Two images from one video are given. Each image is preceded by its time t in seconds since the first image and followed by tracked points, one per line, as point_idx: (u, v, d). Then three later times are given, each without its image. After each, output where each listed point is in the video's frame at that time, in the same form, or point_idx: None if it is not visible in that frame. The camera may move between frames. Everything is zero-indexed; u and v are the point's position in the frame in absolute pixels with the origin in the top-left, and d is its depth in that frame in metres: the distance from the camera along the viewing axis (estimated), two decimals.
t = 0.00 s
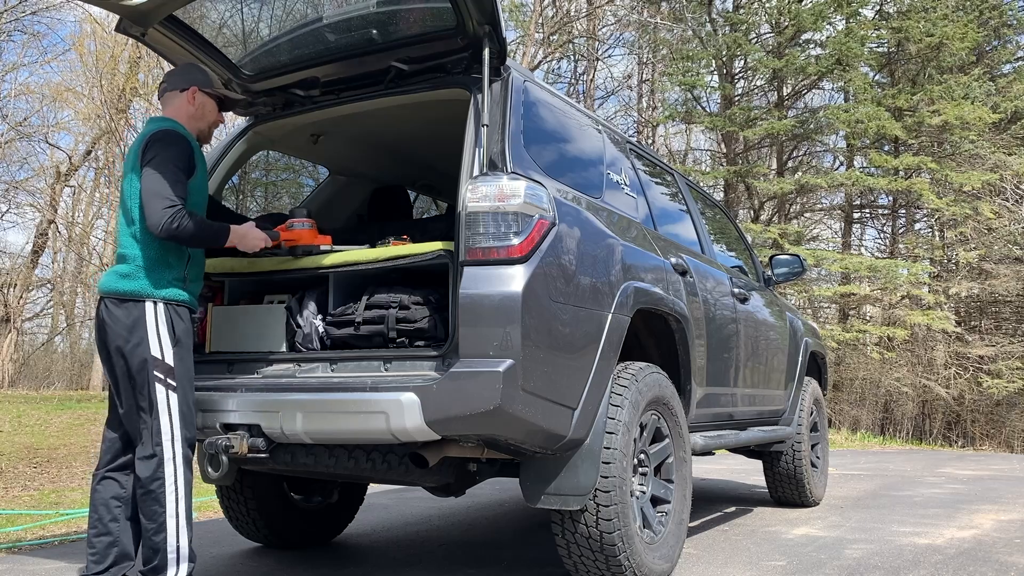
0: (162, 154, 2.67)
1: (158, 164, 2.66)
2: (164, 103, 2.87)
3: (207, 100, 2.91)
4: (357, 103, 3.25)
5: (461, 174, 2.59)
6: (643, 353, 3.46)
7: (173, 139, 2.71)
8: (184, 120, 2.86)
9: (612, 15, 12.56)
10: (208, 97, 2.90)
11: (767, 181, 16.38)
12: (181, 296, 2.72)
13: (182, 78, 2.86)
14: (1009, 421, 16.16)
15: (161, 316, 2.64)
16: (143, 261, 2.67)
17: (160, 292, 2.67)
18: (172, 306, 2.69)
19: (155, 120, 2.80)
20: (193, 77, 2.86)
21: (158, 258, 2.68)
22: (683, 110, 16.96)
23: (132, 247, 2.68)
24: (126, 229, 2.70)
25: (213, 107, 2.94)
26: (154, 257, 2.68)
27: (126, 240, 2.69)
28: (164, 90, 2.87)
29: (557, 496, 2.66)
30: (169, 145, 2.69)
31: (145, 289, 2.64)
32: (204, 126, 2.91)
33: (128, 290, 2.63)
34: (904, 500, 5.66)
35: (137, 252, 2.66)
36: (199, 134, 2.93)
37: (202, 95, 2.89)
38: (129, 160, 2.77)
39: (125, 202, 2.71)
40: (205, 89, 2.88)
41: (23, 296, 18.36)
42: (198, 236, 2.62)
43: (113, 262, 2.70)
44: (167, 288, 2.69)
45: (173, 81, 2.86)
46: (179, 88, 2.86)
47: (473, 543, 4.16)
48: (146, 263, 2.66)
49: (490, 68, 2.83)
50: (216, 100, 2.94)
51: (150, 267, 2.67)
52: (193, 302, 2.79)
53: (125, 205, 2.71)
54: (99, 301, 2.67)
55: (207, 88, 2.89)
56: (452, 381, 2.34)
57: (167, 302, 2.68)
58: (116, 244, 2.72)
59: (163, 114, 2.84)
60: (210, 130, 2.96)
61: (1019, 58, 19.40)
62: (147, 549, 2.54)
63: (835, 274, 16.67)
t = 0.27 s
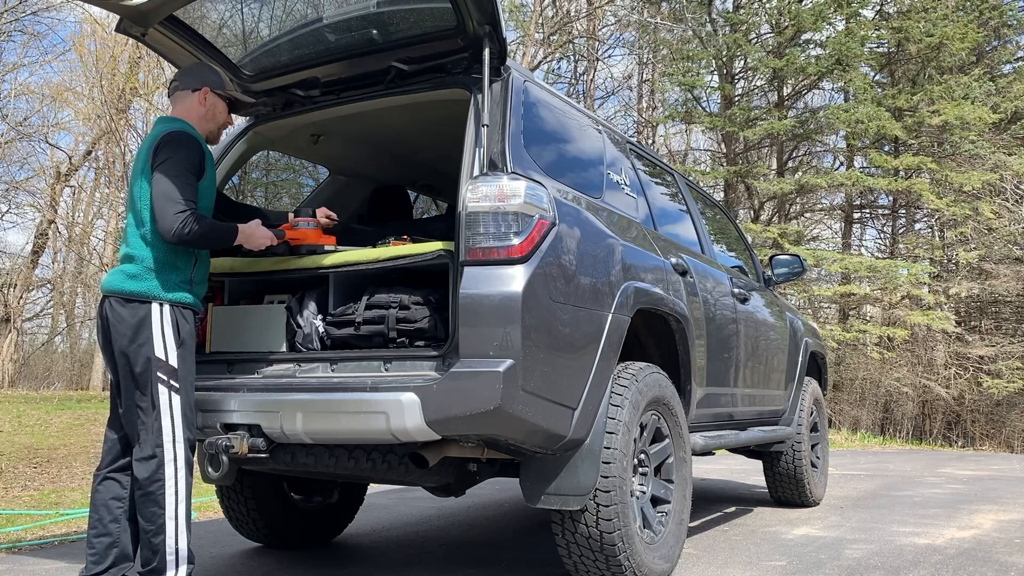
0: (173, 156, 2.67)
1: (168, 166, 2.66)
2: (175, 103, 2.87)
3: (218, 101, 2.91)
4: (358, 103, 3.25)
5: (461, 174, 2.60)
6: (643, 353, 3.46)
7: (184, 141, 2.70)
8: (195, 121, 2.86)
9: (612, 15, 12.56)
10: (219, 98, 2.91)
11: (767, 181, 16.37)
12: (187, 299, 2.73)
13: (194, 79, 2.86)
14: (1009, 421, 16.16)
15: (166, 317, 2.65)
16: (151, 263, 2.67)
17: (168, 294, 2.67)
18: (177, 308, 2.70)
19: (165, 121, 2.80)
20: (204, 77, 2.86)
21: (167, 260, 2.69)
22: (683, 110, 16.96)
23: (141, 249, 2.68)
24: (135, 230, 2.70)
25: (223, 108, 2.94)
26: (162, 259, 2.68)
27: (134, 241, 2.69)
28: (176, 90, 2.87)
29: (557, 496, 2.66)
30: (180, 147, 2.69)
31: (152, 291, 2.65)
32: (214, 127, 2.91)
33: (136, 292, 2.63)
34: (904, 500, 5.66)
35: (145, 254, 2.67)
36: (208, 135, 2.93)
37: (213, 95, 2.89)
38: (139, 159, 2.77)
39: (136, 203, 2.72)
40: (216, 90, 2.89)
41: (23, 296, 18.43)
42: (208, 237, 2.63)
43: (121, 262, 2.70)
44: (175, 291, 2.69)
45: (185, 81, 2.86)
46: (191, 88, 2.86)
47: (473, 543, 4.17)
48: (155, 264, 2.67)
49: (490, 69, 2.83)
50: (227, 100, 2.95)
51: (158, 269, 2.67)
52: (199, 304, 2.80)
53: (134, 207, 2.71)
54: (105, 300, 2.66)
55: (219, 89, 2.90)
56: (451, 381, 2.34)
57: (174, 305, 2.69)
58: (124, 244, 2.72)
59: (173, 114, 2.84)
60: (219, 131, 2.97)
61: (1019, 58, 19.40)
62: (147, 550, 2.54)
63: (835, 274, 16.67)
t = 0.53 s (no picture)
0: (188, 160, 2.69)
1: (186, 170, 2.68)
2: (174, 102, 2.88)
3: (217, 99, 2.91)
4: (358, 103, 3.26)
5: (461, 174, 2.60)
6: (643, 353, 3.46)
7: (197, 145, 2.73)
8: (195, 120, 2.87)
9: (612, 14, 12.55)
10: (217, 97, 2.91)
11: (767, 181, 16.37)
12: (196, 299, 2.75)
13: (192, 77, 2.86)
14: (1008, 421, 16.16)
15: (175, 317, 2.65)
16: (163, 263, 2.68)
17: (179, 295, 2.69)
18: (186, 307, 2.71)
19: (171, 123, 2.81)
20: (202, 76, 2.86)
21: (178, 261, 2.71)
22: (683, 110, 16.95)
23: (151, 250, 2.68)
24: (145, 231, 2.70)
25: (222, 107, 2.94)
26: (174, 260, 2.70)
27: (143, 242, 2.69)
28: (174, 88, 2.87)
29: (557, 496, 2.66)
30: (195, 151, 2.71)
31: (163, 291, 2.66)
32: (213, 125, 2.92)
33: (147, 292, 2.63)
34: (904, 500, 5.66)
35: (158, 255, 2.68)
36: (207, 134, 2.94)
37: (212, 94, 2.89)
38: (142, 158, 2.75)
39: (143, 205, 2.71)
40: (215, 88, 2.89)
41: (23, 297, 18.47)
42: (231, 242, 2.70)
43: (128, 263, 2.69)
44: (185, 290, 2.70)
45: (183, 80, 2.86)
46: (190, 86, 2.86)
47: (474, 543, 4.17)
48: (165, 264, 2.68)
49: (490, 69, 2.83)
50: (225, 97, 2.95)
51: (170, 269, 2.68)
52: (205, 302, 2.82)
53: (143, 207, 2.70)
54: (111, 298, 2.65)
55: (217, 87, 2.90)
56: (452, 380, 2.34)
57: (183, 304, 2.70)
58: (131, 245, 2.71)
59: (176, 115, 2.84)
60: (217, 130, 2.97)
61: (1019, 58, 19.40)
62: (149, 550, 2.54)
63: (835, 274, 16.67)
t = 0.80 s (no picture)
0: (208, 164, 2.74)
1: (207, 175, 2.73)
2: (179, 104, 2.89)
3: (221, 101, 2.93)
4: (358, 103, 3.26)
5: (461, 174, 2.60)
6: (643, 353, 3.46)
7: (214, 150, 2.77)
8: (201, 122, 2.88)
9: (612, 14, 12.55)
10: (222, 98, 2.92)
11: (767, 181, 16.37)
12: (206, 299, 2.77)
13: (196, 80, 2.88)
14: (1009, 421, 16.16)
15: (186, 316, 2.66)
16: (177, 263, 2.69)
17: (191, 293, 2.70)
18: (196, 306, 2.72)
19: (181, 125, 2.82)
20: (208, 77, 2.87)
21: (192, 261, 2.72)
22: (683, 110, 16.95)
23: (165, 250, 2.69)
24: (159, 231, 2.70)
25: (226, 108, 2.96)
26: (187, 259, 2.72)
27: (158, 243, 2.69)
28: (179, 90, 2.89)
29: (557, 496, 2.66)
30: (214, 156, 2.76)
31: (177, 290, 2.67)
32: (218, 126, 2.95)
33: (161, 290, 2.64)
34: (904, 500, 5.66)
35: (173, 255, 2.69)
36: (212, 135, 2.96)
37: (216, 95, 2.91)
38: (152, 159, 2.75)
39: (158, 205, 2.70)
40: (219, 90, 2.90)
41: (23, 297, 18.48)
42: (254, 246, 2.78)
43: (141, 262, 2.68)
44: (196, 290, 2.72)
45: (187, 82, 2.87)
46: (194, 89, 2.88)
47: (474, 543, 4.17)
48: (177, 264, 2.69)
49: (490, 69, 2.83)
50: (230, 98, 2.96)
51: (183, 268, 2.70)
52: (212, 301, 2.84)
53: (157, 207, 2.69)
54: (121, 296, 2.65)
55: (221, 89, 2.91)
56: (452, 381, 2.34)
57: (193, 303, 2.71)
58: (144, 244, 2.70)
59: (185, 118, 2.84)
60: (222, 130, 2.99)
61: (1019, 58, 19.39)
62: (151, 550, 2.54)
63: (835, 274, 16.66)
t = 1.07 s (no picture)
0: (228, 170, 2.79)
1: (228, 182, 2.78)
2: (189, 108, 2.93)
3: (229, 105, 2.94)
4: (358, 103, 3.25)
5: (461, 174, 2.60)
6: (643, 353, 3.46)
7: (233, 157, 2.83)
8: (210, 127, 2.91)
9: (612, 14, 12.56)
10: (229, 102, 2.94)
11: (767, 181, 16.37)
12: (215, 299, 2.79)
13: (204, 85, 2.90)
14: (1009, 421, 16.16)
15: (194, 317, 2.68)
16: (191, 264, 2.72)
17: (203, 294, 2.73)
18: (205, 306, 2.75)
19: (197, 130, 2.86)
20: (215, 83, 2.89)
21: (205, 262, 2.75)
22: (683, 110, 16.95)
23: (181, 250, 2.72)
24: (175, 231, 2.72)
25: (235, 112, 2.98)
26: (201, 260, 2.75)
27: (173, 242, 2.71)
28: (188, 96, 2.92)
29: (557, 496, 2.66)
30: (233, 163, 2.82)
31: (190, 291, 2.70)
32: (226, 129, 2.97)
33: (175, 290, 2.67)
34: (904, 500, 5.66)
35: (188, 255, 2.72)
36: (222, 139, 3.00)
37: (224, 100, 2.92)
38: (168, 160, 2.77)
39: (175, 206, 2.72)
40: (227, 95, 2.92)
41: (23, 297, 18.48)
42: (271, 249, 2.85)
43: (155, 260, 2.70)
44: (207, 289, 2.75)
45: (195, 89, 2.90)
46: (202, 94, 2.91)
47: (474, 543, 4.17)
48: (190, 264, 2.72)
49: (490, 69, 2.83)
50: (238, 103, 2.97)
51: (196, 269, 2.73)
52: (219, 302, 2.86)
53: (174, 208, 2.72)
54: (132, 294, 2.67)
55: (230, 93, 2.92)
56: (452, 381, 2.34)
57: (204, 303, 2.74)
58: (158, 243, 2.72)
59: (199, 123, 2.87)
60: (231, 133, 3.02)
61: (1019, 58, 19.39)
62: (151, 549, 2.55)
63: (835, 274, 16.66)
